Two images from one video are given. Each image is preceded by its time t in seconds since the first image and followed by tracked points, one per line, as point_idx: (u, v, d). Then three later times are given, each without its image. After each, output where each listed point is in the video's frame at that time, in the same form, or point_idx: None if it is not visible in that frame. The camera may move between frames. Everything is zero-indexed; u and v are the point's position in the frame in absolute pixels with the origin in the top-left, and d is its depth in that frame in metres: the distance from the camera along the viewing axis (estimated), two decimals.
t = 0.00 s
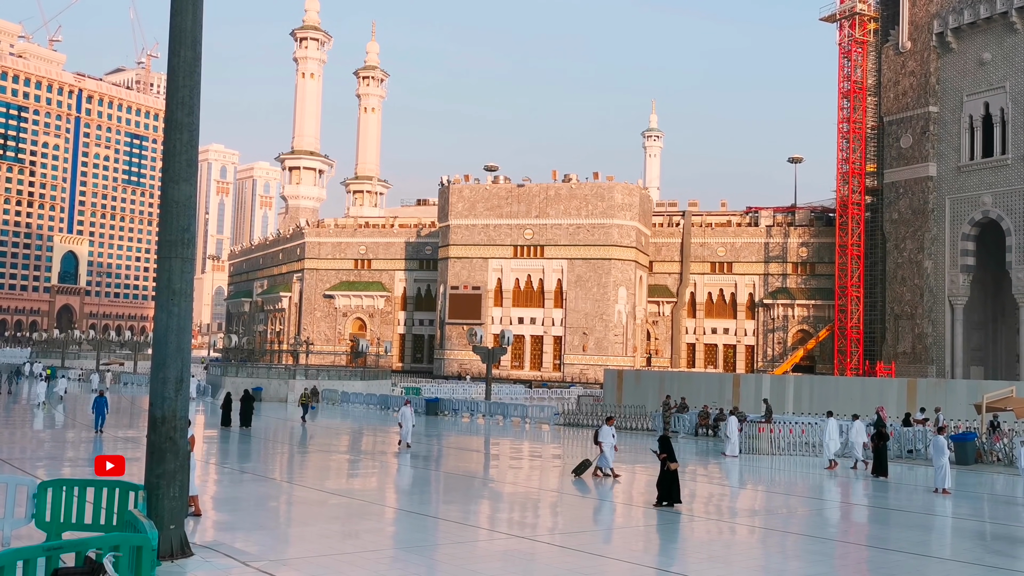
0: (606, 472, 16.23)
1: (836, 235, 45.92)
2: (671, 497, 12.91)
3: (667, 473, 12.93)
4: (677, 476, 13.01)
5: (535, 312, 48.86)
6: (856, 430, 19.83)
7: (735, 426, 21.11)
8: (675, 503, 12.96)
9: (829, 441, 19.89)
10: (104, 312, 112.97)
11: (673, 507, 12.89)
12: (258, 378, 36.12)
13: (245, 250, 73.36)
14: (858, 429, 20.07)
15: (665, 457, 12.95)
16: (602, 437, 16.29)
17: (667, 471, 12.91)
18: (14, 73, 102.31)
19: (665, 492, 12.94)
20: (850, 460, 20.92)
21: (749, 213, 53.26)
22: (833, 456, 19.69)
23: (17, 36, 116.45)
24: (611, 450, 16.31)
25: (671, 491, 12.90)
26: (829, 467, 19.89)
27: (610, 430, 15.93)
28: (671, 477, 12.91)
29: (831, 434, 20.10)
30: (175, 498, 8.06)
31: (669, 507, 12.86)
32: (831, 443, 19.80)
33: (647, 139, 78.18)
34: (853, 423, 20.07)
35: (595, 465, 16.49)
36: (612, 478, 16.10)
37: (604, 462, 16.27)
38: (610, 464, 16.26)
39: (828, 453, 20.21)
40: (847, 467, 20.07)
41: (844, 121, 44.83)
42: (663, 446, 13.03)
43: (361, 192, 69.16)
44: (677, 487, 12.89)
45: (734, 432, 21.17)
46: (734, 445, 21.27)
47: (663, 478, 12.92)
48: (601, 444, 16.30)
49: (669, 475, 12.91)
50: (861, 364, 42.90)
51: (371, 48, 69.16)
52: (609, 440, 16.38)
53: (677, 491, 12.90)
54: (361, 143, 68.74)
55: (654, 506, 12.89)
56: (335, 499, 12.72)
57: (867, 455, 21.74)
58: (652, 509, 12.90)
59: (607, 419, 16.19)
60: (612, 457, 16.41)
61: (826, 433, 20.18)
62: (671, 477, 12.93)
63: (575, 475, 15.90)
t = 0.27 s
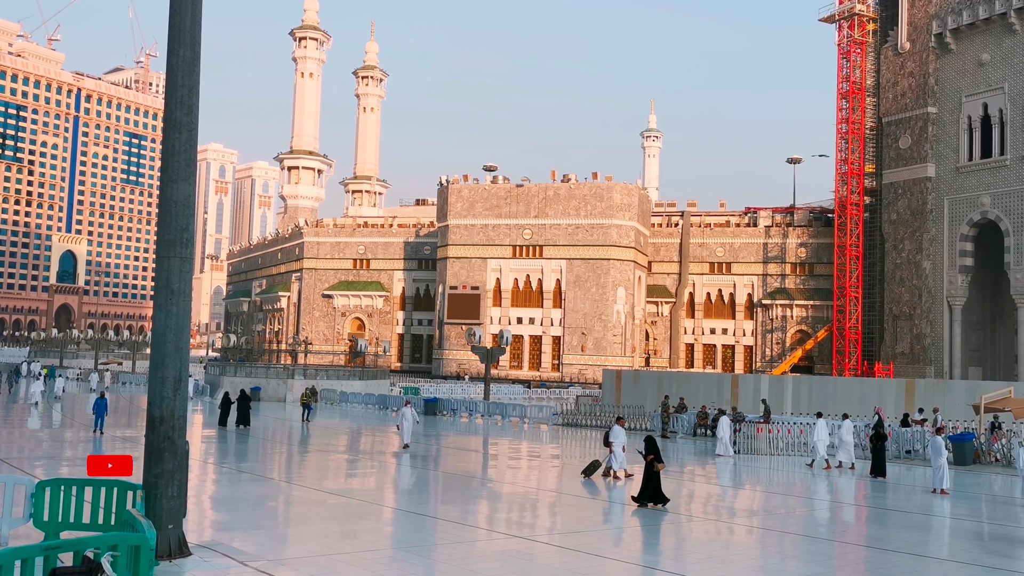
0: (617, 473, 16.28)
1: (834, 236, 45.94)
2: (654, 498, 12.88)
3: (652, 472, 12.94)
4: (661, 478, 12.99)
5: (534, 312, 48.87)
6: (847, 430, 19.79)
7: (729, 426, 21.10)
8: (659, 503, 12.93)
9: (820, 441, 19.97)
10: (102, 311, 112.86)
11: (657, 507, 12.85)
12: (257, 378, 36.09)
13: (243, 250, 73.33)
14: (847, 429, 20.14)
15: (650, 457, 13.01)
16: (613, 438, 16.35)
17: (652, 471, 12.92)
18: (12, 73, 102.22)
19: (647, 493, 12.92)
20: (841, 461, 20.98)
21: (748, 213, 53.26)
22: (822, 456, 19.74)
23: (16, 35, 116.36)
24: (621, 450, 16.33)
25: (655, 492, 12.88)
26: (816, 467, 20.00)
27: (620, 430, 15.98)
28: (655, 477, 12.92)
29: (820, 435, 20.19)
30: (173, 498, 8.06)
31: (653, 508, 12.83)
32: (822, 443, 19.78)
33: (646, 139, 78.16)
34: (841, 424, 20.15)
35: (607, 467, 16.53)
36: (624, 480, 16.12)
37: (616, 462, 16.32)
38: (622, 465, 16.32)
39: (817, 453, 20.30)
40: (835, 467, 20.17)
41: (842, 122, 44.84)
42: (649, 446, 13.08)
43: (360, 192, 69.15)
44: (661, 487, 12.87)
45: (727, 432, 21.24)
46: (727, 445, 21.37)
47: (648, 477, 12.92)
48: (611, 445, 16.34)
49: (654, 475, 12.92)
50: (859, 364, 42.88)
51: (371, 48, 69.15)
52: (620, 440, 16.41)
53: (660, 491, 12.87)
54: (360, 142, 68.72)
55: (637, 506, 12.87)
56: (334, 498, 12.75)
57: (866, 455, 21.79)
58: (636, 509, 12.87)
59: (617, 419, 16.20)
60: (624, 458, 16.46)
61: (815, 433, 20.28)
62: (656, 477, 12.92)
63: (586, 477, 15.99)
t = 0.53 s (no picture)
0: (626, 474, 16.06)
1: (831, 235, 45.97)
2: (639, 498, 12.86)
3: (638, 471, 12.89)
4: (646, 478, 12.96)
5: (532, 312, 48.88)
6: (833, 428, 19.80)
7: (719, 426, 21.21)
8: (644, 503, 12.90)
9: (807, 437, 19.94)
10: (99, 312, 112.77)
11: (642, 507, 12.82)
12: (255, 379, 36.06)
13: (241, 250, 73.29)
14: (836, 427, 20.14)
15: (637, 457, 12.98)
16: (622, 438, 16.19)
17: (638, 470, 12.88)
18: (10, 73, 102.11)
19: (632, 493, 12.88)
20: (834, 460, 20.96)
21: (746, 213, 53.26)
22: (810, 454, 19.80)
23: (13, 35, 116.24)
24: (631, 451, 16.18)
25: (641, 491, 12.85)
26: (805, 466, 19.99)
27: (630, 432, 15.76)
28: (641, 476, 12.89)
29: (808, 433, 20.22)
30: (171, 499, 8.05)
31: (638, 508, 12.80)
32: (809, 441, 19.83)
33: (644, 139, 78.14)
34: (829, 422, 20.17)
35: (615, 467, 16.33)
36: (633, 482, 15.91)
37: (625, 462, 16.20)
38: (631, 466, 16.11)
39: (807, 451, 20.30)
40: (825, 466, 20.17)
41: (840, 121, 44.87)
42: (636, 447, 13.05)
43: (358, 192, 69.14)
44: (646, 488, 12.83)
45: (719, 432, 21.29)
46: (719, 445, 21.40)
47: (634, 477, 12.88)
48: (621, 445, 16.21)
49: (640, 474, 12.87)
50: (856, 364, 42.91)
51: (368, 48, 69.13)
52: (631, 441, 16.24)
53: (645, 491, 12.85)
54: (358, 143, 68.69)
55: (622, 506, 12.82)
56: (332, 499, 12.75)
57: (863, 455, 21.78)
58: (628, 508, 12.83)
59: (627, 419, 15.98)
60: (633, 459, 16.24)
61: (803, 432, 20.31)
62: (642, 477, 12.89)
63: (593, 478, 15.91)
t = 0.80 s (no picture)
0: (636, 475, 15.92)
1: (825, 235, 46.07)
2: (624, 498, 12.78)
3: (619, 471, 12.84)
4: (629, 477, 12.92)
5: (526, 312, 48.85)
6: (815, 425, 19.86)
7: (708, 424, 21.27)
8: (628, 504, 12.81)
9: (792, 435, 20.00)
10: (93, 313, 112.54)
11: (628, 507, 12.76)
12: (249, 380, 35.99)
13: (235, 250, 73.20)
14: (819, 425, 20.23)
15: (616, 456, 12.92)
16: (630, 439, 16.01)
17: (620, 470, 12.82)
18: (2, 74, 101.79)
19: (615, 493, 12.81)
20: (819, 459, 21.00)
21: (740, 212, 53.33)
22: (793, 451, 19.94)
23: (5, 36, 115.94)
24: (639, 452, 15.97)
25: (625, 492, 12.80)
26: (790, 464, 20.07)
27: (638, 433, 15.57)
28: (623, 477, 12.84)
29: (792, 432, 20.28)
30: (165, 500, 8.03)
31: (624, 508, 12.73)
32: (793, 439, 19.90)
33: (638, 139, 78.22)
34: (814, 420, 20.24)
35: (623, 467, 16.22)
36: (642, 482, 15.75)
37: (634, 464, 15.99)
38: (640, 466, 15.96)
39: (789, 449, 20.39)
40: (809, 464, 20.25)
41: (833, 121, 44.96)
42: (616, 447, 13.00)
43: (352, 192, 69.08)
44: (630, 487, 12.79)
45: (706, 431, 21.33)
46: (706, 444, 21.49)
47: (617, 478, 12.83)
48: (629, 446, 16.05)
49: (621, 474, 12.83)
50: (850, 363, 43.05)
51: (362, 48, 69.11)
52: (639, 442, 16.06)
53: (630, 491, 12.80)
54: (352, 143, 68.64)
55: (606, 507, 12.73)
56: (326, 500, 12.74)
57: (857, 454, 21.82)
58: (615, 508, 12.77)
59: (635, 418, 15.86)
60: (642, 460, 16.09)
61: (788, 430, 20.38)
62: (623, 477, 12.84)
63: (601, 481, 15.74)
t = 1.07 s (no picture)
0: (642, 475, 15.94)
1: (820, 234, 46.12)
2: (611, 495, 12.81)
3: (602, 469, 12.88)
4: (613, 474, 12.96)
5: (522, 312, 48.86)
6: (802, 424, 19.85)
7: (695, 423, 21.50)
8: (616, 500, 12.83)
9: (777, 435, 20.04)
10: (87, 314, 112.31)
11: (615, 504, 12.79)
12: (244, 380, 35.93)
13: (230, 251, 73.06)
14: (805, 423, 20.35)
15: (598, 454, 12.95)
16: (638, 441, 16.02)
17: (603, 468, 12.86)
18: None
19: (602, 491, 12.83)
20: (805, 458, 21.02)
21: (735, 212, 53.39)
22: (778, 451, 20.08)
23: None
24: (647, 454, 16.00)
25: (610, 489, 12.83)
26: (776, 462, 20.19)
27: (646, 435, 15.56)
28: (607, 474, 12.88)
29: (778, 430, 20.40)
30: (160, 501, 8.02)
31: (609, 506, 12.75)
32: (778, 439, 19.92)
33: (633, 138, 78.28)
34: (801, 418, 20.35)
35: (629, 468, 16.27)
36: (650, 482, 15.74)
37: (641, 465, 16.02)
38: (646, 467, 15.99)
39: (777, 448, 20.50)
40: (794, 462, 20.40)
41: (827, 120, 45.03)
42: (598, 446, 12.97)
43: (347, 192, 69.03)
44: (616, 484, 12.81)
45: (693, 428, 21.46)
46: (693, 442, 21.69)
47: (601, 477, 12.85)
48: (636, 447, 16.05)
49: (604, 472, 12.88)
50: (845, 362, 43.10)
51: (357, 48, 69.06)
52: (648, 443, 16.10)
53: (615, 488, 12.83)
54: (347, 143, 68.58)
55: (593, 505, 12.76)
56: (322, 501, 12.73)
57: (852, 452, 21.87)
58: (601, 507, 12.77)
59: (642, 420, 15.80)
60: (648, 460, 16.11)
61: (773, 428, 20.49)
62: (607, 474, 12.88)
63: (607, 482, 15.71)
